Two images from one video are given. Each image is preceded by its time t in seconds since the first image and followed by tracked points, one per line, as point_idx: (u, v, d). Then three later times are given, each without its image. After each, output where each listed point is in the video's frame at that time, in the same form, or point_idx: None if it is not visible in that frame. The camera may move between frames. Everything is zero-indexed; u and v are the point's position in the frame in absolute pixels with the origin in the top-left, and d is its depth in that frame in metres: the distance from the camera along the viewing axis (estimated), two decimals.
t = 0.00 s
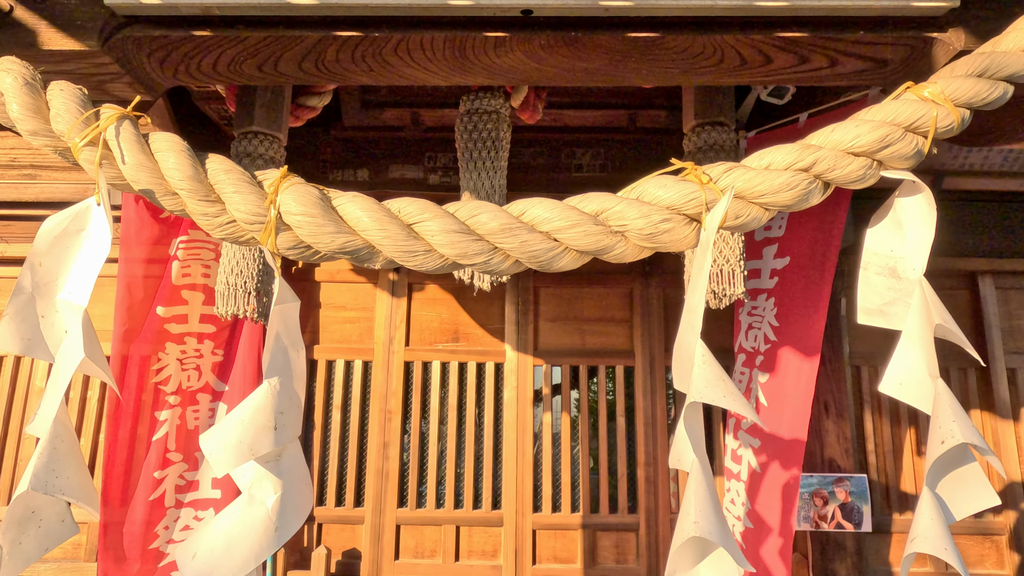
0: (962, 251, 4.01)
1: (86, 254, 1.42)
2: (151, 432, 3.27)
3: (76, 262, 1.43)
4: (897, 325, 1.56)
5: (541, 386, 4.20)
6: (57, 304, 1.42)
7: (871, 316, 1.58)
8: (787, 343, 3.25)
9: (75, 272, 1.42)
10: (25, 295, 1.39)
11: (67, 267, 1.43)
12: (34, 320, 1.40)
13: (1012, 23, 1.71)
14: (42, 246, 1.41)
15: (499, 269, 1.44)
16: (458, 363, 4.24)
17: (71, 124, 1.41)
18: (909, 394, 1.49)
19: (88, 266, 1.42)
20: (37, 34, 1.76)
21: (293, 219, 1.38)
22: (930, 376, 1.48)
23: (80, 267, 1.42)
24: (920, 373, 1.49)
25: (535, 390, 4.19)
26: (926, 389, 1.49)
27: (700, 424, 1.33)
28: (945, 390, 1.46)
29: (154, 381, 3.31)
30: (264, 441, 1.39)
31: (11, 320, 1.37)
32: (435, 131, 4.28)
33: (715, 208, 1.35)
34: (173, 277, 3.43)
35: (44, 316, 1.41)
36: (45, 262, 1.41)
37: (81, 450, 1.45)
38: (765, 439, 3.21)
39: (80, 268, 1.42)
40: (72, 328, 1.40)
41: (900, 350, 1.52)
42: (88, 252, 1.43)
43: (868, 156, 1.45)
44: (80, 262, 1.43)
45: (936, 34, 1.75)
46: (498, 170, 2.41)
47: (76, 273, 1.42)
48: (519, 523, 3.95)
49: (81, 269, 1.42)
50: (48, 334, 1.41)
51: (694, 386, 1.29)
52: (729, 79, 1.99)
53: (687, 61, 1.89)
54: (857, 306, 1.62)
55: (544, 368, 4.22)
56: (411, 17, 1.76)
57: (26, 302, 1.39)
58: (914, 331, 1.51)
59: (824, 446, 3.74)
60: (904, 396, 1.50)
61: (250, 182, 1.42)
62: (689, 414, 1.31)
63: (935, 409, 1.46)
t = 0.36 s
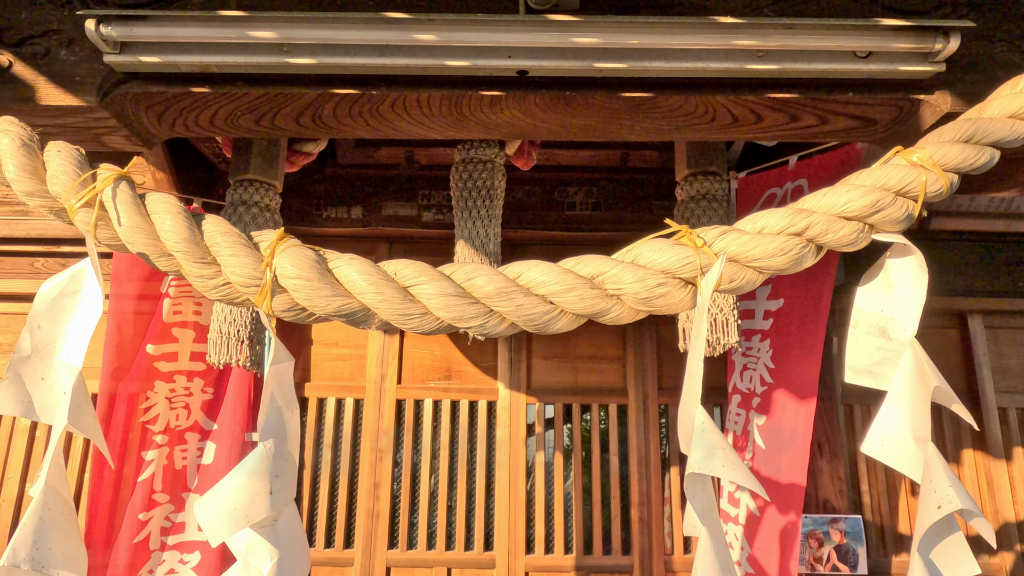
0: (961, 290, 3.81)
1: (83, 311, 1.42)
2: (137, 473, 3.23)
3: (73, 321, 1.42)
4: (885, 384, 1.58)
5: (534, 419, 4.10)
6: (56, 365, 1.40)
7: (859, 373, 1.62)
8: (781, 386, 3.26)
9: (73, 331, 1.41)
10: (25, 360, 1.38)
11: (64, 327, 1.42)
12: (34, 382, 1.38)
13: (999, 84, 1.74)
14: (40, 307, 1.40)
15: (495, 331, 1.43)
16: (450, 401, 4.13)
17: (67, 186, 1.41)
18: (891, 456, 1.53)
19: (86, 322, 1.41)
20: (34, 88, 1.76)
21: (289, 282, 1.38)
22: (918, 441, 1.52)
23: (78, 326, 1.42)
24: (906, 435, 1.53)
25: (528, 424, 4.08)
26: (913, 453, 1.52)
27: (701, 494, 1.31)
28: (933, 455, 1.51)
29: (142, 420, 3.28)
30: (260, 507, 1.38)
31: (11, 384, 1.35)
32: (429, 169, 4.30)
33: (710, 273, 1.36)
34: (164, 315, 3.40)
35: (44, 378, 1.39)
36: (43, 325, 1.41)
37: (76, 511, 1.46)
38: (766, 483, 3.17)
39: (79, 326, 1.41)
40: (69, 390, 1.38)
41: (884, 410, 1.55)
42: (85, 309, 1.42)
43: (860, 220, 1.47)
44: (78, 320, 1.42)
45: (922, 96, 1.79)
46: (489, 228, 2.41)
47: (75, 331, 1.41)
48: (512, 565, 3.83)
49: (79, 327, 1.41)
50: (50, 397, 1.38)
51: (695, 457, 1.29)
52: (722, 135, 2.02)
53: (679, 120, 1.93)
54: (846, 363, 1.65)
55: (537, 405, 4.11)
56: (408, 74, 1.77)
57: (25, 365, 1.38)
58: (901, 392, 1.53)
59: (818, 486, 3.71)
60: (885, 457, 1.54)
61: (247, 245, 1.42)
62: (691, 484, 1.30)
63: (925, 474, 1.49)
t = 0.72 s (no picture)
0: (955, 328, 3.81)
1: (77, 363, 1.41)
2: (123, 513, 3.15)
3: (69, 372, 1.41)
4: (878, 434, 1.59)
5: (528, 455, 4.03)
6: (53, 419, 1.39)
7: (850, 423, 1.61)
8: (776, 426, 3.25)
9: (69, 383, 1.40)
10: (26, 414, 1.38)
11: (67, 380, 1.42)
12: (33, 436, 1.36)
13: (986, 140, 1.79)
14: (42, 360, 1.42)
15: (494, 384, 1.43)
16: (444, 440, 4.04)
17: (66, 237, 1.40)
18: (880, 506, 1.56)
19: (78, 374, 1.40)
20: (35, 136, 1.77)
21: (287, 334, 1.37)
22: (907, 493, 1.53)
23: (73, 378, 1.41)
24: (895, 488, 1.55)
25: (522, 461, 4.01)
26: (901, 504, 1.53)
27: (706, 555, 1.32)
28: (919, 509, 1.51)
29: (130, 458, 3.22)
30: (257, 565, 1.35)
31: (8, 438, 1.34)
32: (425, 207, 4.32)
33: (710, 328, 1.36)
34: (156, 352, 3.35)
35: (43, 433, 1.37)
36: (45, 378, 1.41)
37: (57, 570, 1.46)
38: (762, 525, 3.14)
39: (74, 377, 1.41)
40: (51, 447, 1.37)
41: (876, 461, 1.58)
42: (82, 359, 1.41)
43: (856, 274, 1.48)
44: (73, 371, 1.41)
45: (914, 148, 1.82)
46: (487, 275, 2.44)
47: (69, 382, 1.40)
48: None
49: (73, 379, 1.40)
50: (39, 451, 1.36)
51: (702, 518, 1.29)
52: (717, 185, 2.04)
53: (674, 170, 1.95)
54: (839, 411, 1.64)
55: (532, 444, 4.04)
56: (408, 124, 1.79)
57: (25, 418, 1.37)
58: (892, 445, 1.56)
59: (815, 527, 3.67)
60: (876, 507, 1.56)
61: (245, 296, 1.41)
62: (699, 546, 1.30)
63: (909, 527, 1.50)
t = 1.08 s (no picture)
0: (946, 365, 3.81)
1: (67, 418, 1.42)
2: (108, 554, 3.12)
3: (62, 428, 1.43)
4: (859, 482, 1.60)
5: (522, 491, 3.99)
6: (45, 473, 1.40)
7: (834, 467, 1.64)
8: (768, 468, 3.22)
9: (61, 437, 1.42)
10: (21, 468, 1.40)
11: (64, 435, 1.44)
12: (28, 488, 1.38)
13: (970, 192, 1.82)
14: (40, 414, 1.45)
15: (487, 438, 1.43)
16: (436, 478, 4.00)
17: (63, 289, 1.41)
18: (854, 552, 1.55)
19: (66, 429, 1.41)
20: (35, 184, 1.78)
21: (281, 388, 1.37)
22: (882, 544, 1.51)
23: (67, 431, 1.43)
24: (870, 537, 1.53)
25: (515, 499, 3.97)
26: (875, 554, 1.51)
27: None
28: (892, 562, 1.49)
29: (117, 497, 3.19)
30: None
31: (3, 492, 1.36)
32: (419, 244, 4.34)
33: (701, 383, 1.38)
34: (147, 389, 3.31)
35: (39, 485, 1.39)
36: (42, 432, 1.44)
37: None
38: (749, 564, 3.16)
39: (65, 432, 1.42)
40: (29, 502, 1.35)
41: (855, 507, 1.57)
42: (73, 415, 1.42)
43: (845, 328, 1.50)
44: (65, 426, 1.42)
45: (898, 201, 1.86)
46: (481, 319, 2.46)
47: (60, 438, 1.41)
48: None
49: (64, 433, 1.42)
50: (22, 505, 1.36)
51: None
52: (706, 234, 2.07)
53: (666, 220, 1.98)
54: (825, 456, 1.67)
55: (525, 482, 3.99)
56: (404, 176, 1.83)
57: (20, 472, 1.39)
58: (870, 492, 1.55)
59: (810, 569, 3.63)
60: (848, 552, 1.55)
61: (240, 349, 1.42)
62: None
63: None
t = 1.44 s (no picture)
0: (942, 402, 3.82)
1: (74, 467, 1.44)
2: None
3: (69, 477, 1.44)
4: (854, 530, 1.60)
5: (518, 528, 3.96)
6: (48, 523, 1.39)
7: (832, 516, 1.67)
8: (764, 507, 3.20)
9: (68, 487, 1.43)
10: (21, 518, 1.39)
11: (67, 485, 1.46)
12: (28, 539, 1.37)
13: (957, 242, 1.86)
14: (41, 463, 1.44)
15: (483, 488, 1.44)
16: (432, 516, 3.97)
17: (68, 341, 1.44)
18: None
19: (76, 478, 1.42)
20: (39, 231, 1.80)
21: (280, 440, 1.39)
22: None
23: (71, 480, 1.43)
24: None
25: (511, 538, 3.93)
26: None
27: None
28: None
29: (109, 537, 3.15)
30: None
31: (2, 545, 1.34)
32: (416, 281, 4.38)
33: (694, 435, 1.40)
34: (141, 427, 3.28)
35: (39, 536, 1.38)
36: (42, 480, 1.43)
37: None
38: None
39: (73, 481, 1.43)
40: (35, 554, 1.36)
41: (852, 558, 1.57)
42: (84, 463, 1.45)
43: (835, 379, 1.53)
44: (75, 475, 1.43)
45: (886, 250, 1.90)
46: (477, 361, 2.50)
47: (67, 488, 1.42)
48: None
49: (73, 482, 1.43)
50: (29, 557, 1.36)
51: None
52: (699, 281, 2.11)
53: (660, 267, 2.02)
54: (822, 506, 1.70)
55: (521, 521, 3.96)
56: (404, 226, 1.87)
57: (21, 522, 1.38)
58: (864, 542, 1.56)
59: None
60: None
61: (240, 401, 1.44)
62: None
63: None
